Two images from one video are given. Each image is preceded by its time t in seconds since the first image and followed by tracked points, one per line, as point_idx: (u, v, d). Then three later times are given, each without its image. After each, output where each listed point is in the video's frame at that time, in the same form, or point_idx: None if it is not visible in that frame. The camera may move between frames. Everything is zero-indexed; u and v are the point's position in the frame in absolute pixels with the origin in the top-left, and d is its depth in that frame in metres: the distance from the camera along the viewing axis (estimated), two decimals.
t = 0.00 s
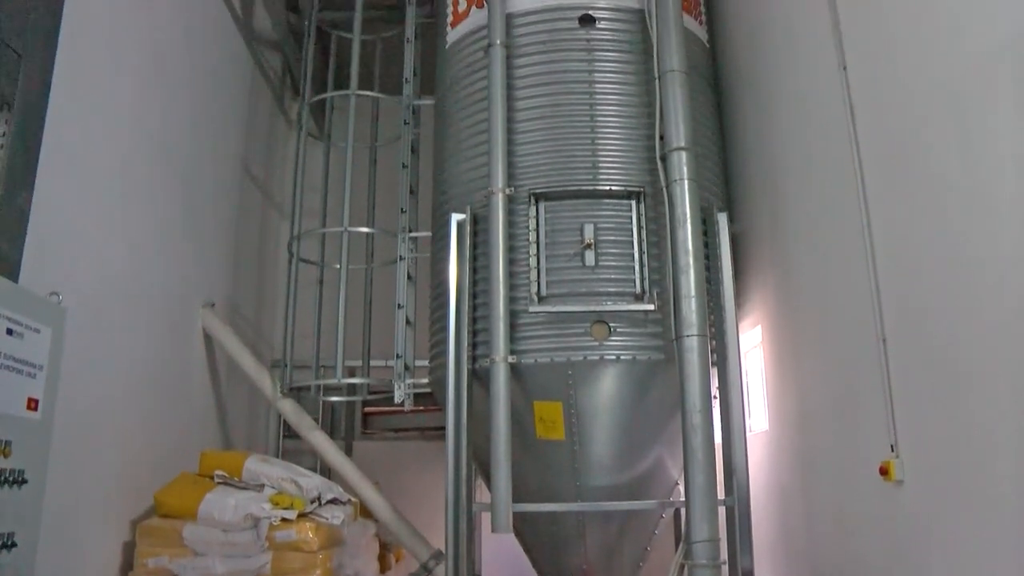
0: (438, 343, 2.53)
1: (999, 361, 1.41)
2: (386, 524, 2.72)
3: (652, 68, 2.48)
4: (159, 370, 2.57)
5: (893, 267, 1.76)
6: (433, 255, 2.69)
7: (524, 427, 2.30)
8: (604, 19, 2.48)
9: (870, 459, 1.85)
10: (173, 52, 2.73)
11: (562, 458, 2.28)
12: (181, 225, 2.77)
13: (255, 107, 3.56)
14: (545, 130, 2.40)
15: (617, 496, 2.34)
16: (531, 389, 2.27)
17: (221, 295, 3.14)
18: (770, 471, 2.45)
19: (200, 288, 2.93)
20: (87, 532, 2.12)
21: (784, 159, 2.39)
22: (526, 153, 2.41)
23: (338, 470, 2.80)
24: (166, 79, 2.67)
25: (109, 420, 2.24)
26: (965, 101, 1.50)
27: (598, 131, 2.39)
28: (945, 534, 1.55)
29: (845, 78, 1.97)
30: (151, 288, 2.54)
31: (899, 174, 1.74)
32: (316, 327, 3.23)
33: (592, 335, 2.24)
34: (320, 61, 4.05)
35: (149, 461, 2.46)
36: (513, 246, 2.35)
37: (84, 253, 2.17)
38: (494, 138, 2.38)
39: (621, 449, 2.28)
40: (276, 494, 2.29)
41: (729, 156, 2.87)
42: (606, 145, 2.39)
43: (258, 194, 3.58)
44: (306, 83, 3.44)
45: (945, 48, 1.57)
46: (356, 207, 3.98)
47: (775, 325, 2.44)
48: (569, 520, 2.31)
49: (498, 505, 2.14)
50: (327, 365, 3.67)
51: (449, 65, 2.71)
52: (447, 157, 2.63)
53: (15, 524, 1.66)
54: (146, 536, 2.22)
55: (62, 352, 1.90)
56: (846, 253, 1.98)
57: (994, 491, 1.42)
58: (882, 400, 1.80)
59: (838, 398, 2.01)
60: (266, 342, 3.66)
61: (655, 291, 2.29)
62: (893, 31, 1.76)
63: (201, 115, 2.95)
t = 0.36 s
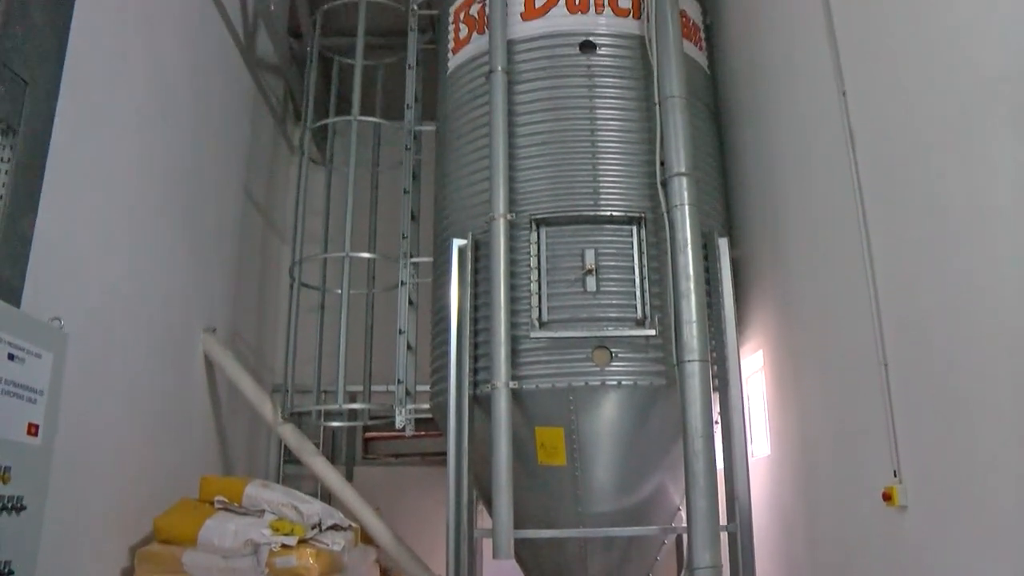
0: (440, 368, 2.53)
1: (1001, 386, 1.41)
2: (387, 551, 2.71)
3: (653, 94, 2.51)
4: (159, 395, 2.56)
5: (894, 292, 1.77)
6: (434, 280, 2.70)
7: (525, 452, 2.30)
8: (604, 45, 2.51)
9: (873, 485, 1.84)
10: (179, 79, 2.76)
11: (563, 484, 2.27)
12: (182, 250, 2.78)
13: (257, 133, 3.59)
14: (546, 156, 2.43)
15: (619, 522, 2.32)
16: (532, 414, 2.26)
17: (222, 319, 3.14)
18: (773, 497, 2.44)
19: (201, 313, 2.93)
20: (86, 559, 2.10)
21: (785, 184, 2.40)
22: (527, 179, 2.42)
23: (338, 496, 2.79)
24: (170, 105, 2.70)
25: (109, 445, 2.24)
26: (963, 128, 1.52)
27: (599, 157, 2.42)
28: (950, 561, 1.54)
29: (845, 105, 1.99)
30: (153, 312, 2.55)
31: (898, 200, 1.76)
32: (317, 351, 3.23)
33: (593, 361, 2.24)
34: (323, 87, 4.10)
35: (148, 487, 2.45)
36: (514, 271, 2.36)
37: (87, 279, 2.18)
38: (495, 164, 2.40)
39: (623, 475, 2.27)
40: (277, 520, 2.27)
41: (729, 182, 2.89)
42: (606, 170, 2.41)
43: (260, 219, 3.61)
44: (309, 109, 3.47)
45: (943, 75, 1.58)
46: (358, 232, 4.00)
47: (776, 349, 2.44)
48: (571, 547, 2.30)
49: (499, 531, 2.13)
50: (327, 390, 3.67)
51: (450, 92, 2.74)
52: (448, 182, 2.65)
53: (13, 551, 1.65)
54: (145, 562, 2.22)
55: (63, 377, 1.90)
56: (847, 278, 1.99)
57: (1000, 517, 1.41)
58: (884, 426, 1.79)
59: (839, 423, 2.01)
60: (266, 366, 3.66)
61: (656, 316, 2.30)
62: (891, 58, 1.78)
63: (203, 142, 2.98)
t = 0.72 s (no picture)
0: (440, 394, 2.53)
1: (1003, 412, 1.41)
2: None
3: (652, 121, 2.54)
4: (158, 421, 2.56)
5: (895, 317, 1.77)
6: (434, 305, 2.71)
7: (526, 478, 2.29)
8: (604, 72, 2.54)
9: (875, 511, 1.84)
10: (181, 106, 2.79)
11: (564, 510, 2.27)
12: (183, 276, 2.79)
13: (259, 160, 3.62)
14: (546, 183, 2.45)
15: (620, 549, 2.31)
16: (533, 441, 2.26)
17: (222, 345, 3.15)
18: (774, 523, 2.43)
19: (201, 338, 2.94)
20: None
21: (784, 210, 2.42)
22: (527, 205, 2.44)
23: (339, 523, 2.79)
24: (173, 134, 2.73)
25: (107, 472, 2.23)
26: (960, 156, 1.54)
27: (598, 184, 2.44)
28: None
29: (842, 130, 2.01)
30: (153, 339, 2.55)
31: (898, 225, 1.77)
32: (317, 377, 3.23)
33: (593, 387, 2.24)
34: (324, 114, 4.14)
35: (146, 514, 2.43)
36: (514, 298, 2.37)
37: (88, 305, 2.19)
38: (495, 191, 2.43)
39: (623, 501, 2.27)
40: (276, 546, 2.27)
41: (728, 208, 2.92)
42: (606, 197, 2.43)
43: (261, 245, 3.63)
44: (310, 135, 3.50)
45: (940, 103, 1.60)
46: (358, 258, 4.02)
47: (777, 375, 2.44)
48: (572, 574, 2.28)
49: (499, 559, 2.12)
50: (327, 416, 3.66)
51: (450, 119, 2.77)
52: (448, 209, 2.67)
53: None
54: None
55: (63, 404, 1.90)
56: (846, 302, 2.00)
57: (1004, 544, 1.41)
58: (885, 451, 1.79)
59: (840, 448, 2.00)
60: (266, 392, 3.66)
61: (656, 342, 2.30)
62: (888, 85, 1.80)
63: (204, 168, 3.00)
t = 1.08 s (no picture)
0: (439, 418, 2.53)
1: (1004, 437, 1.42)
2: None
3: (652, 146, 2.56)
4: (157, 445, 2.55)
5: (895, 341, 1.78)
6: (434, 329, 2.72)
7: (526, 503, 2.28)
8: (604, 97, 2.57)
9: (876, 536, 1.83)
10: (183, 131, 2.81)
11: (564, 535, 2.26)
12: (183, 299, 2.80)
13: (259, 184, 3.64)
14: (546, 208, 2.47)
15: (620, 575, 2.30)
16: (533, 465, 2.26)
17: (222, 368, 3.15)
18: (775, 548, 2.42)
19: (201, 362, 2.94)
20: None
21: (783, 234, 2.44)
22: (527, 230, 2.46)
23: (337, 548, 2.80)
24: (174, 159, 2.75)
25: (104, 496, 2.22)
26: (959, 182, 1.55)
27: (598, 209, 2.45)
28: None
29: (841, 153, 2.03)
30: (152, 362, 2.55)
31: (897, 249, 1.78)
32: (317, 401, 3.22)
33: (593, 412, 2.24)
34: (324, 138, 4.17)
35: (143, 540, 2.42)
36: (514, 322, 2.37)
37: (87, 329, 2.19)
38: (495, 216, 2.44)
39: (624, 527, 2.26)
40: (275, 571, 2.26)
41: (727, 232, 2.93)
42: (605, 221, 2.44)
43: (261, 269, 3.64)
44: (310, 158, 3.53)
45: (938, 128, 1.62)
46: (358, 282, 4.04)
47: (777, 399, 2.44)
48: None
49: None
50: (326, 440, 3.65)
51: (450, 144, 2.80)
52: (448, 233, 2.69)
53: None
54: None
55: (61, 428, 1.90)
56: (845, 325, 2.01)
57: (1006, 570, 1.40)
58: (886, 476, 1.79)
59: (841, 473, 2.00)
60: (265, 416, 3.65)
61: (655, 366, 2.31)
62: (886, 110, 1.83)
63: (205, 192, 3.02)
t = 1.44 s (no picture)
0: (440, 442, 2.52)
1: (1008, 461, 1.42)
2: None
3: (652, 170, 2.58)
4: (156, 469, 2.54)
5: (896, 365, 1.78)
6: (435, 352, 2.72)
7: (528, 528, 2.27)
8: (604, 121, 2.60)
9: (879, 561, 1.82)
10: (184, 155, 2.84)
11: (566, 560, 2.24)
12: (183, 322, 2.81)
13: (261, 207, 3.67)
14: (547, 232, 2.48)
15: None
16: (534, 489, 2.25)
17: (222, 391, 3.15)
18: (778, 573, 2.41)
19: (202, 385, 2.94)
20: None
21: (783, 258, 2.45)
22: (528, 254, 2.47)
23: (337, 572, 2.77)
24: (176, 183, 2.78)
25: (102, 521, 2.21)
26: (959, 206, 1.57)
27: (599, 232, 2.47)
28: None
29: (840, 176, 2.05)
30: (152, 385, 2.55)
31: (897, 273, 1.79)
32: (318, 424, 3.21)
33: (594, 436, 2.24)
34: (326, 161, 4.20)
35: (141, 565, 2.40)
36: (515, 346, 2.38)
37: (88, 353, 2.19)
38: (496, 239, 2.46)
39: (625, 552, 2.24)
40: None
41: (728, 255, 2.95)
42: (606, 245, 2.46)
43: (262, 292, 3.65)
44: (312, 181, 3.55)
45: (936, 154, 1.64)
46: (359, 305, 4.05)
47: (778, 423, 2.44)
48: None
49: None
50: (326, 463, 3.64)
51: (451, 167, 2.82)
52: (449, 257, 2.70)
53: None
54: None
55: (61, 451, 1.90)
56: (846, 348, 2.02)
57: None
58: (888, 500, 1.79)
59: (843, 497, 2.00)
60: (265, 439, 3.64)
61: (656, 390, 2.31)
62: (884, 133, 1.85)
63: (206, 216, 3.04)
